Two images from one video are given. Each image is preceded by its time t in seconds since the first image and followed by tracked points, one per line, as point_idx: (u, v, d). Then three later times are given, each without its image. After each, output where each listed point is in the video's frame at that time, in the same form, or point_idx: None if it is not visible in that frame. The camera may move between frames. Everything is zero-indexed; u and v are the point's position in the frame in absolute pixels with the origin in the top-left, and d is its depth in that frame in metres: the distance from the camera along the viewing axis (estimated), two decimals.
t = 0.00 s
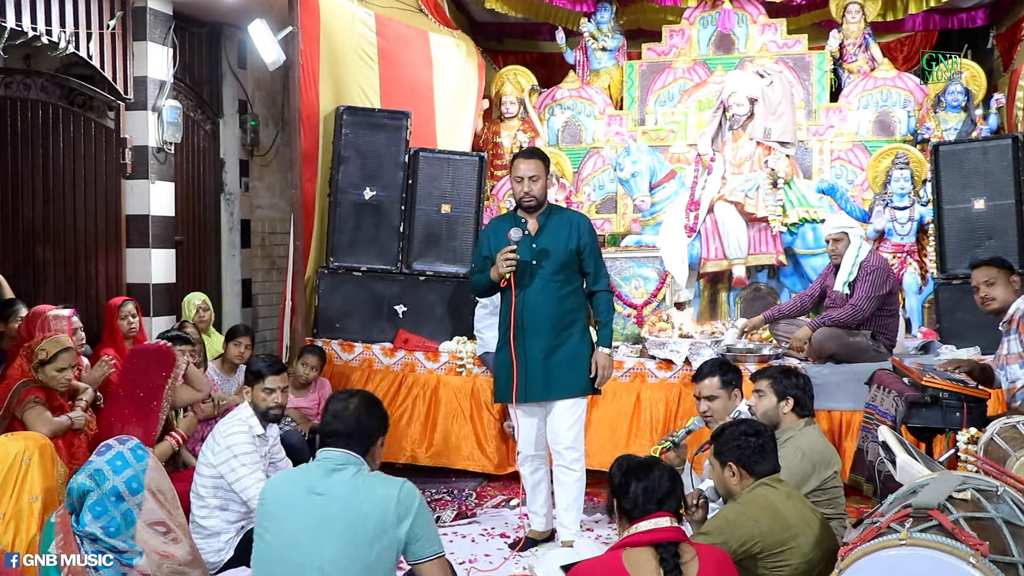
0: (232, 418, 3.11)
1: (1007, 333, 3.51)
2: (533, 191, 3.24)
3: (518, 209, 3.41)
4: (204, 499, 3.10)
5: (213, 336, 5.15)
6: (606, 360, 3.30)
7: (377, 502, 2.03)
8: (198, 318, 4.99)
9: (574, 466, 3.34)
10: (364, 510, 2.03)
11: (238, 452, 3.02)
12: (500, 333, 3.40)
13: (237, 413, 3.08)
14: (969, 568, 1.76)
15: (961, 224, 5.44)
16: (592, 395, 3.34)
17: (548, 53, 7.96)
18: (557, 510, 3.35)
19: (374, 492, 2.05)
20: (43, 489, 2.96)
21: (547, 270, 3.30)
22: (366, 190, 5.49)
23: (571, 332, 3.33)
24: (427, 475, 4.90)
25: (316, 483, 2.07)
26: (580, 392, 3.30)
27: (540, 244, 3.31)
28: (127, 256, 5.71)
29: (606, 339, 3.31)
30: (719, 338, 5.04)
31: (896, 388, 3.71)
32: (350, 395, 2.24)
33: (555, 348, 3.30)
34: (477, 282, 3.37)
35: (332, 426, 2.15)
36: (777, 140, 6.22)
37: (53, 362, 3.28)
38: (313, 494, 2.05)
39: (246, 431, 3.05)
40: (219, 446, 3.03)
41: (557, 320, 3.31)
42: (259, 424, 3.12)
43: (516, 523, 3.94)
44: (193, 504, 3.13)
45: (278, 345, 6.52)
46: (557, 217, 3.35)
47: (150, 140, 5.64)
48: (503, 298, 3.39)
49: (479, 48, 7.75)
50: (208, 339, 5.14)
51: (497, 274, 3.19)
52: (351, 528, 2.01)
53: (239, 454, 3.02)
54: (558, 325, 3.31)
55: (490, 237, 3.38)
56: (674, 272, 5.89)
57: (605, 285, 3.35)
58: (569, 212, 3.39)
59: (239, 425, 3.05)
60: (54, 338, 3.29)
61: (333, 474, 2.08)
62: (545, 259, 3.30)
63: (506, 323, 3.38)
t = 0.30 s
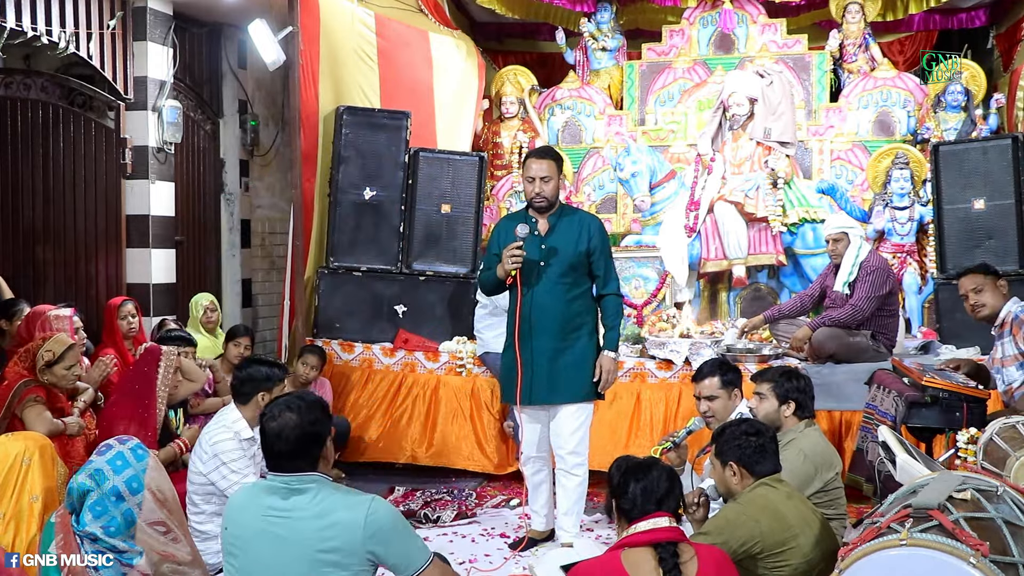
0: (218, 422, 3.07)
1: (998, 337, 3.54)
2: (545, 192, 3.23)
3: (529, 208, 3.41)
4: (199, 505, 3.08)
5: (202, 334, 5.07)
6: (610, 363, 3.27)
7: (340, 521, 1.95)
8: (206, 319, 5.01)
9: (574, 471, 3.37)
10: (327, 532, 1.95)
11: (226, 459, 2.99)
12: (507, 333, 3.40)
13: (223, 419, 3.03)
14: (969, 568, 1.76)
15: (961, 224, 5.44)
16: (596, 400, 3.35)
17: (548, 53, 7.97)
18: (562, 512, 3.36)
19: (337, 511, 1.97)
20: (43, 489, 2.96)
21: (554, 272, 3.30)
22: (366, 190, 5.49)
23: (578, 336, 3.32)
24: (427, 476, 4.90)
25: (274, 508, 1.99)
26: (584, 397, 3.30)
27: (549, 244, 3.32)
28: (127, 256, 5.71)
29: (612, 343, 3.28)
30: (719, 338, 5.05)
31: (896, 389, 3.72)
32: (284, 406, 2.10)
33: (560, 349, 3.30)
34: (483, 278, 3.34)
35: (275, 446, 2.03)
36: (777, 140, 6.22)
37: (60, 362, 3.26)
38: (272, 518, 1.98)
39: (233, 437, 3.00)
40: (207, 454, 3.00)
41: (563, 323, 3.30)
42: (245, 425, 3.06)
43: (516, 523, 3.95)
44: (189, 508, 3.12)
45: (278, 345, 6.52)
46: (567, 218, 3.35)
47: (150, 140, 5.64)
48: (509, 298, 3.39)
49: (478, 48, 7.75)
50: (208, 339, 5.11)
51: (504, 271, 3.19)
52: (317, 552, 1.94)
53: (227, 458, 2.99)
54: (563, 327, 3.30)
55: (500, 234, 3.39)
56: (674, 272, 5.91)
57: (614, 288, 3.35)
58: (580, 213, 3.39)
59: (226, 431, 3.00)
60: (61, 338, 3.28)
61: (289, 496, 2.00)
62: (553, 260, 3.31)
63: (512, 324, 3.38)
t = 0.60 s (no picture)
0: (207, 424, 3.03)
1: (1004, 336, 3.53)
2: (557, 192, 3.22)
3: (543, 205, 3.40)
4: (196, 508, 3.06)
5: (212, 335, 5.06)
6: (620, 368, 3.24)
7: (347, 521, 1.96)
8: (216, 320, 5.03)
9: (578, 472, 3.38)
10: (335, 532, 1.95)
11: (219, 462, 2.98)
12: (513, 332, 3.39)
13: (213, 420, 3.01)
14: (969, 569, 1.76)
15: (961, 224, 5.44)
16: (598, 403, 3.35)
17: (548, 53, 7.97)
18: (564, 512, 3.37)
19: (342, 512, 1.97)
20: (44, 490, 2.96)
21: (561, 272, 3.28)
22: (366, 190, 5.49)
23: (583, 338, 3.31)
24: (427, 475, 4.90)
25: (278, 509, 1.99)
26: (586, 402, 3.31)
27: (559, 243, 3.30)
28: (127, 256, 5.72)
29: (620, 347, 3.26)
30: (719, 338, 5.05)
31: (896, 389, 3.72)
32: (281, 411, 2.08)
33: (564, 351, 3.29)
34: (491, 274, 3.30)
35: (274, 450, 2.03)
36: (777, 140, 6.22)
37: (62, 361, 3.27)
38: (277, 520, 1.98)
39: (225, 438, 2.99)
40: (200, 457, 2.98)
41: (569, 325, 3.29)
42: (236, 425, 3.05)
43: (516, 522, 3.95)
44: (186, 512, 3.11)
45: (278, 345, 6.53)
46: (579, 219, 3.33)
47: (150, 140, 5.64)
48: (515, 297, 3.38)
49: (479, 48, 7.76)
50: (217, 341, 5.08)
51: (511, 267, 3.17)
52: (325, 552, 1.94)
53: (220, 460, 2.97)
54: (569, 330, 3.29)
55: (510, 231, 3.39)
56: (674, 272, 5.94)
57: (624, 291, 3.32)
58: (593, 214, 3.36)
59: (217, 433, 2.99)
60: (62, 337, 3.28)
61: (293, 498, 2.00)
62: (561, 259, 3.28)
63: (519, 324, 3.37)
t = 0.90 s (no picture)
0: (199, 425, 3.02)
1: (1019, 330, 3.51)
2: (567, 194, 3.20)
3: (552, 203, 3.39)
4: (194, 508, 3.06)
5: (213, 336, 5.07)
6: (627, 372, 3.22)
7: (370, 509, 2.05)
8: (216, 321, 5.02)
9: (579, 473, 3.40)
10: (359, 518, 2.04)
11: (215, 462, 2.97)
12: (517, 330, 3.40)
13: (206, 421, 3.00)
14: (968, 568, 1.76)
15: (961, 224, 5.43)
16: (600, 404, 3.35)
17: (548, 53, 7.97)
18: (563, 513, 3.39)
19: (367, 500, 2.07)
20: (44, 490, 2.97)
21: (567, 273, 3.28)
22: (366, 190, 5.49)
23: (588, 339, 3.30)
24: (427, 475, 4.90)
25: (306, 492, 2.07)
26: (587, 404, 3.31)
27: (567, 242, 3.29)
28: (127, 256, 5.72)
29: (628, 352, 3.25)
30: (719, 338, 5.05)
31: (896, 389, 3.72)
32: (321, 403, 2.21)
33: (568, 351, 3.29)
34: (496, 269, 3.30)
35: (311, 440, 2.14)
36: (777, 140, 6.22)
37: (66, 363, 3.26)
38: (304, 502, 2.06)
39: (219, 438, 2.98)
40: (195, 458, 2.97)
41: (573, 326, 3.29)
42: (228, 423, 3.04)
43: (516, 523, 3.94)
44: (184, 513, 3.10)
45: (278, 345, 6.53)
46: (588, 220, 3.32)
47: (150, 140, 5.64)
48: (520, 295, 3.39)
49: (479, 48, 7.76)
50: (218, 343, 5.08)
51: (517, 262, 3.18)
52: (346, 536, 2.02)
53: (216, 460, 2.97)
54: (572, 331, 3.29)
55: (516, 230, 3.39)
56: (674, 272, 5.92)
57: (632, 293, 3.31)
58: (603, 214, 3.35)
59: (211, 433, 2.98)
60: (66, 338, 3.28)
61: (321, 484, 2.09)
62: (567, 260, 3.28)
63: (523, 323, 3.38)
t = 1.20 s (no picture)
0: (197, 425, 3.01)
1: None
2: (570, 196, 3.19)
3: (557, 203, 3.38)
4: (193, 507, 3.06)
5: (209, 336, 5.06)
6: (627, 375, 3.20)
7: (393, 496, 2.12)
8: (211, 321, 5.02)
9: (580, 473, 3.41)
10: (381, 502, 2.11)
11: (214, 461, 2.97)
12: (518, 329, 3.40)
13: (205, 420, 3.00)
14: (967, 567, 1.76)
15: (961, 224, 5.43)
16: (599, 405, 3.34)
17: (548, 53, 7.97)
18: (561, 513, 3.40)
19: (390, 486, 2.14)
20: (44, 490, 2.97)
21: (568, 274, 3.28)
22: (366, 190, 5.48)
23: (589, 341, 3.30)
24: (427, 475, 4.90)
25: (333, 475, 2.14)
26: (587, 404, 3.31)
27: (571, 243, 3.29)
28: (127, 256, 5.73)
29: (630, 355, 3.24)
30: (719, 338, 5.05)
31: (896, 388, 3.72)
32: (352, 400, 2.25)
33: (567, 352, 3.29)
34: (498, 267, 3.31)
35: (341, 435, 2.19)
36: (777, 140, 6.22)
37: (64, 361, 3.27)
38: (329, 483, 2.13)
39: (218, 438, 2.98)
40: (195, 457, 2.97)
41: (573, 327, 3.29)
42: (227, 423, 3.04)
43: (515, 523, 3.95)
44: (183, 512, 3.10)
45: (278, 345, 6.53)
46: (592, 221, 3.31)
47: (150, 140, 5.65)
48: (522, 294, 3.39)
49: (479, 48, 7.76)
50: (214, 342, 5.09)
51: (517, 258, 3.18)
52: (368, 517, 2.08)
53: (215, 459, 2.97)
54: (572, 331, 3.29)
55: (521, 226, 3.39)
56: (674, 272, 5.97)
57: (634, 297, 3.29)
58: (608, 216, 3.34)
59: (210, 432, 2.98)
60: (65, 337, 3.29)
61: (347, 470, 2.16)
62: (569, 261, 3.28)
63: (524, 323, 3.38)
